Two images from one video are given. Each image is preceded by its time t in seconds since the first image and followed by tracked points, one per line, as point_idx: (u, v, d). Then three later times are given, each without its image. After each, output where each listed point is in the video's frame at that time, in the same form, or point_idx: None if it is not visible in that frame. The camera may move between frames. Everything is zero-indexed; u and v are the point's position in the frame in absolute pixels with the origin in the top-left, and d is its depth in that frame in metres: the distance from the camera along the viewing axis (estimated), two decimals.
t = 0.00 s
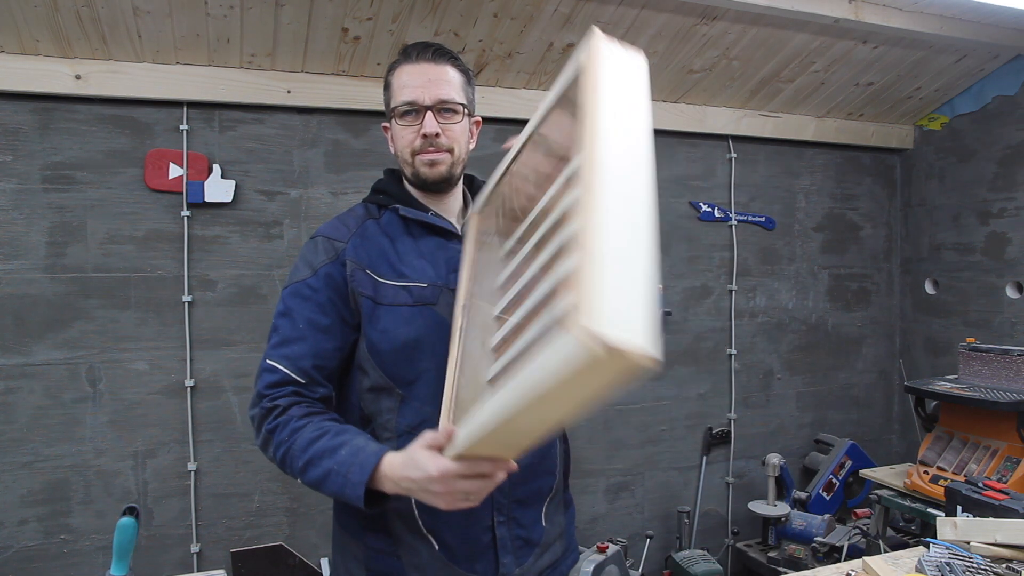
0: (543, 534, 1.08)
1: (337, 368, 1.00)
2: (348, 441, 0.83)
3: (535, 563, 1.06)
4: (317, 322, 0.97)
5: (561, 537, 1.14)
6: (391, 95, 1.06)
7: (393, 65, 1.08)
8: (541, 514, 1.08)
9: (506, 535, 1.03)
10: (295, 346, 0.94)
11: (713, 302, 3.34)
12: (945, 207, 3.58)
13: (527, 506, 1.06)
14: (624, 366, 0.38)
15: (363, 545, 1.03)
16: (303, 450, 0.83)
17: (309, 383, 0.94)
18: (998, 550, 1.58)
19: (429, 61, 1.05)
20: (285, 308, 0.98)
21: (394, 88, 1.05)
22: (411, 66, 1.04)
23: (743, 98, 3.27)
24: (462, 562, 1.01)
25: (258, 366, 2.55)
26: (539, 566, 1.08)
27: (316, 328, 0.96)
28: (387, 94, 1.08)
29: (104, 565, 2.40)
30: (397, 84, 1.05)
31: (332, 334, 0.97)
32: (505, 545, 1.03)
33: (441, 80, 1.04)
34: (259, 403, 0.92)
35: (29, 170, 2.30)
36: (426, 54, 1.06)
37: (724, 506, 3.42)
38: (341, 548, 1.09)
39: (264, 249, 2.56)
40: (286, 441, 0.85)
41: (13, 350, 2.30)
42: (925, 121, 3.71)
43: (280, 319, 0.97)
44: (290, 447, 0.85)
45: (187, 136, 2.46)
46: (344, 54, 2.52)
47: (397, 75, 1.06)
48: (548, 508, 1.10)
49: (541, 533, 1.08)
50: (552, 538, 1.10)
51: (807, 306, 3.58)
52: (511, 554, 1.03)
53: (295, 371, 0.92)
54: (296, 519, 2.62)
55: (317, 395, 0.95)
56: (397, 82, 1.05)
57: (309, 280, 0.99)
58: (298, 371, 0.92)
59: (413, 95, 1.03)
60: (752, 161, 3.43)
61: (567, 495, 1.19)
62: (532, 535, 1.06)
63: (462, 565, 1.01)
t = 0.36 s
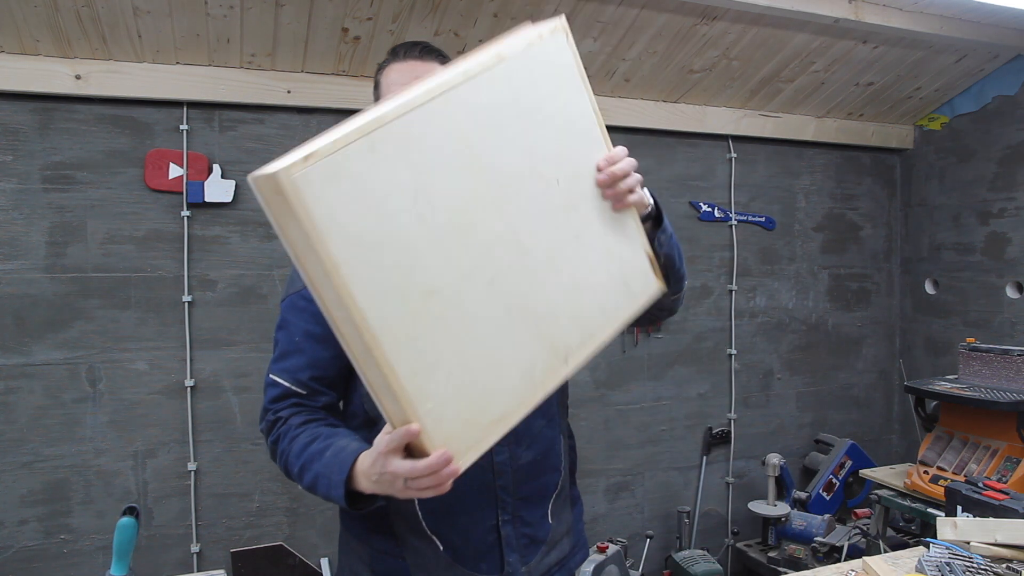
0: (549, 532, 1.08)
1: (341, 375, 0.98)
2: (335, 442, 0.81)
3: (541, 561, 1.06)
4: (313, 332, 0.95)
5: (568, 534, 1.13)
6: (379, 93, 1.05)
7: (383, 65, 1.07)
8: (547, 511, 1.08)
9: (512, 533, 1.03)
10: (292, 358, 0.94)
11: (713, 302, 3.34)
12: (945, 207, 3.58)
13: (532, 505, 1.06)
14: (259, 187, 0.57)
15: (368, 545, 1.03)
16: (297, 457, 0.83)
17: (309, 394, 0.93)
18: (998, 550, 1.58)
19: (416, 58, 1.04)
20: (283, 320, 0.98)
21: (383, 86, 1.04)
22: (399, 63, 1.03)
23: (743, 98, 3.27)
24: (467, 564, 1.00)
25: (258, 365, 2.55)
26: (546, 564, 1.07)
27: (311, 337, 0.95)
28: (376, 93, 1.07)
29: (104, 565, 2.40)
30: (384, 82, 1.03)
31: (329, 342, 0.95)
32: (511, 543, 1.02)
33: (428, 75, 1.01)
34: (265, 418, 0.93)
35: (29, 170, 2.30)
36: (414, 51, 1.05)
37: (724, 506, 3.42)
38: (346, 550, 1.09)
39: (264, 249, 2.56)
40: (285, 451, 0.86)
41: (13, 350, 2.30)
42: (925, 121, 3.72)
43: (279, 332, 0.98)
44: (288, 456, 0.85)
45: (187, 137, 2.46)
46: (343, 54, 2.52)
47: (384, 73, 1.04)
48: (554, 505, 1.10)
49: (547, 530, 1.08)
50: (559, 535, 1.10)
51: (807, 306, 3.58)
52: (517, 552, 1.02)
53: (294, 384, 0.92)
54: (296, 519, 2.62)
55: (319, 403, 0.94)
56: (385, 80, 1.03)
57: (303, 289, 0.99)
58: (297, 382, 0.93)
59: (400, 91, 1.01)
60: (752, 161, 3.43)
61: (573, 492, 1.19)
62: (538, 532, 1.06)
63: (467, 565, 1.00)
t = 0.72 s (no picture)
0: (546, 536, 1.07)
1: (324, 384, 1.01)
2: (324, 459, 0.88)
3: (539, 567, 1.05)
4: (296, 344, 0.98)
5: (567, 537, 1.13)
6: (361, 93, 1.06)
7: (362, 64, 1.08)
8: (543, 515, 1.07)
9: (506, 541, 1.02)
10: (275, 369, 0.98)
11: (713, 302, 3.34)
12: (945, 207, 3.58)
13: (527, 510, 1.05)
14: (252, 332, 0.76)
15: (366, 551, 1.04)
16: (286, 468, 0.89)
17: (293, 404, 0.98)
18: (998, 550, 1.58)
19: (398, 57, 1.05)
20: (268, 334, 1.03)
21: (365, 86, 1.05)
22: (380, 62, 1.04)
23: (743, 98, 3.28)
24: (462, 570, 1.00)
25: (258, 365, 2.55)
26: (545, 568, 1.06)
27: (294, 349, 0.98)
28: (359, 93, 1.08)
29: (104, 565, 2.40)
30: (366, 82, 1.04)
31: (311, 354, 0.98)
32: (506, 550, 1.01)
33: (409, 74, 1.03)
34: (249, 422, 0.98)
35: (29, 170, 2.30)
36: (395, 49, 1.05)
37: (724, 506, 3.42)
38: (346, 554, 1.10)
39: (264, 248, 2.56)
40: (273, 460, 0.92)
41: (13, 350, 2.30)
42: (925, 121, 3.72)
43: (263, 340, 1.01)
44: (275, 465, 0.92)
45: (187, 136, 2.46)
46: (343, 54, 2.52)
47: (366, 73, 1.05)
48: (551, 509, 1.09)
49: (544, 535, 1.07)
50: (557, 539, 1.09)
51: (807, 306, 3.58)
52: (512, 559, 1.02)
53: (278, 394, 0.97)
54: (296, 519, 2.62)
55: (301, 414, 0.99)
56: (367, 80, 1.04)
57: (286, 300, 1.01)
58: (280, 393, 0.97)
59: (382, 91, 1.02)
60: (752, 161, 3.43)
61: (572, 494, 1.18)
62: (535, 538, 1.05)
63: (462, 571, 1.00)
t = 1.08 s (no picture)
0: (540, 539, 1.07)
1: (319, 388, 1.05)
2: (310, 463, 0.92)
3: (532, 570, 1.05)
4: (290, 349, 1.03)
5: (563, 540, 1.12)
6: (357, 92, 1.06)
7: (358, 61, 1.08)
8: (537, 519, 1.07)
9: (499, 544, 1.02)
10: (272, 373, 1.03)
11: (713, 302, 3.34)
12: (945, 207, 3.58)
13: (520, 512, 1.05)
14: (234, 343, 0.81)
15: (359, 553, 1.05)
16: (278, 470, 0.94)
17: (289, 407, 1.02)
18: (998, 550, 1.57)
19: (394, 56, 1.05)
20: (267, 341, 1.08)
21: (361, 84, 1.05)
22: (376, 61, 1.04)
23: (743, 98, 3.28)
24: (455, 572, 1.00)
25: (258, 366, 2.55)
26: (538, 571, 1.06)
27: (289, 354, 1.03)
28: (354, 92, 1.08)
29: (104, 565, 2.40)
30: (362, 81, 1.04)
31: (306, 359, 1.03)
32: (498, 553, 1.01)
33: (405, 74, 1.03)
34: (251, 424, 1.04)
35: (29, 170, 2.30)
36: (391, 48, 1.05)
37: (724, 507, 3.42)
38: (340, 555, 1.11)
39: (264, 248, 2.56)
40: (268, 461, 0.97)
41: (13, 350, 2.30)
42: (925, 121, 3.72)
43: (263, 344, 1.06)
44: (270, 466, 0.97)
45: (187, 137, 2.46)
46: (343, 54, 2.52)
47: (362, 72, 1.05)
48: (545, 512, 1.09)
49: (537, 538, 1.06)
50: (551, 542, 1.09)
51: (807, 306, 3.58)
52: (504, 563, 1.01)
53: (275, 397, 1.02)
54: (296, 519, 2.62)
55: (297, 415, 1.03)
56: (362, 78, 1.04)
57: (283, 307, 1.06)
58: (277, 397, 1.02)
59: (378, 90, 1.02)
60: (752, 161, 3.43)
61: (569, 497, 1.17)
62: (528, 540, 1.05)
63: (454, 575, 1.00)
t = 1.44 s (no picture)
0: (540, 536, 1.07)
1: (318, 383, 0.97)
2: (327, 443, 0.81)
3: (533, 567, 1.05)
4: (293, 338, 0.93)
5: (561, 537, 1.12)
6: (363, 92, 1.04)
7: (362, 62, 1.07)
8: (537, 516, 1.07)
9: (502, 540, 1.02)
10: (272, 361, 0.92)
11: (713, 302, 3.34)
12: (945, 207, 3.58)
13: (523, 509, 1.05)
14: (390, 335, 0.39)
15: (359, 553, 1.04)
16: (284, 458, 0.82)
17: (289, 398, 0.92)
18: (998, 550, 1.58)
19: (402, 57, 1.04)
20: (261, 324, 0.95)
21: (367, 85, 1.04)
22: (384, 62, 1.03)
23: (743, 98, 3.28)
24: (456, 569, 1.00)
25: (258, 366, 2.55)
26: (538, 569, 1.06)
27: (292, 342, 0.93)
28: (360, 92, 1.07)
29: (104, 565, 2.40)
30: (369, 81, 1.03)
31: (311, 348, 0.95)
32: (500, 549, 1.02)
33: (413, 74, 1.02)
34: (239, 420, 0.90)
35: (29, 170, 2.30)
36: (398, 50, 1.05)
37: (724, 506, 3.42)
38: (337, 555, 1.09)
39: (264, 249, 2.56)
40: (269, 453, 0.84)
41: (13, 350, 2.29)
42: (925, 121, 3.71)
43: (257, 334, 0.95)
44: (272, 457, 0.84)
45: (187, 136, 2.46)
46: (343, 54, 2.53)
47: (368, 72, 1.04)
48: (545, 509, 1.09)
49: (537, 535, 1.07)
50: (551, 540, 1.09)
51: (807, 306, 3.58)
52: (507, 559, 1.02)
53: (274, 388, 0.90)
54: (296, 519, 2.62)
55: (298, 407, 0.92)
56: (369, 79, 1.03)
57: (283, 293, 0.96)
58: (276, 386, 0.91)
59: (386, 90, 1.01)
60: (752, 161, 3.43)
61: (564, 495, 1.18)
62: (529, 537, 1.05)
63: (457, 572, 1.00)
